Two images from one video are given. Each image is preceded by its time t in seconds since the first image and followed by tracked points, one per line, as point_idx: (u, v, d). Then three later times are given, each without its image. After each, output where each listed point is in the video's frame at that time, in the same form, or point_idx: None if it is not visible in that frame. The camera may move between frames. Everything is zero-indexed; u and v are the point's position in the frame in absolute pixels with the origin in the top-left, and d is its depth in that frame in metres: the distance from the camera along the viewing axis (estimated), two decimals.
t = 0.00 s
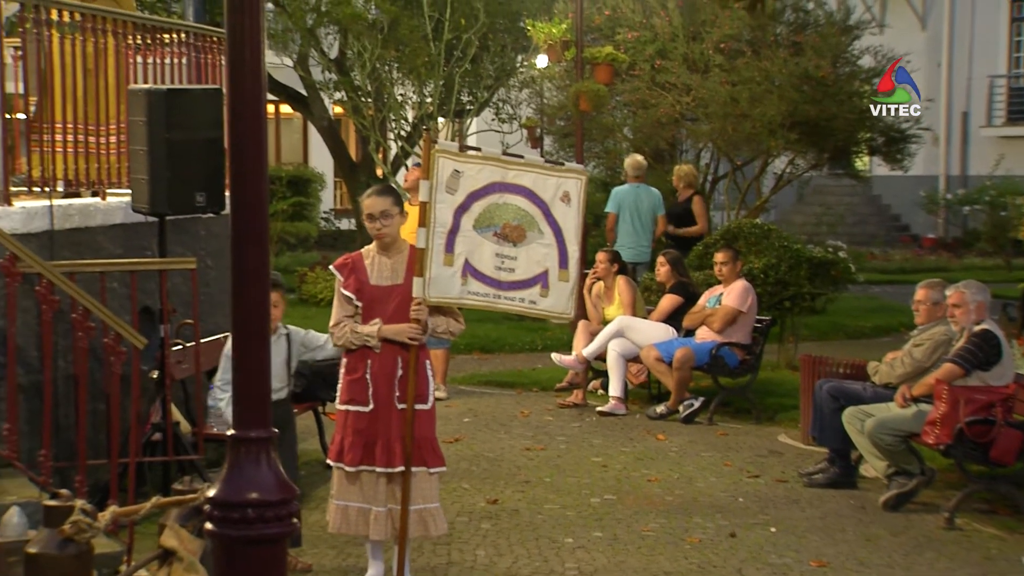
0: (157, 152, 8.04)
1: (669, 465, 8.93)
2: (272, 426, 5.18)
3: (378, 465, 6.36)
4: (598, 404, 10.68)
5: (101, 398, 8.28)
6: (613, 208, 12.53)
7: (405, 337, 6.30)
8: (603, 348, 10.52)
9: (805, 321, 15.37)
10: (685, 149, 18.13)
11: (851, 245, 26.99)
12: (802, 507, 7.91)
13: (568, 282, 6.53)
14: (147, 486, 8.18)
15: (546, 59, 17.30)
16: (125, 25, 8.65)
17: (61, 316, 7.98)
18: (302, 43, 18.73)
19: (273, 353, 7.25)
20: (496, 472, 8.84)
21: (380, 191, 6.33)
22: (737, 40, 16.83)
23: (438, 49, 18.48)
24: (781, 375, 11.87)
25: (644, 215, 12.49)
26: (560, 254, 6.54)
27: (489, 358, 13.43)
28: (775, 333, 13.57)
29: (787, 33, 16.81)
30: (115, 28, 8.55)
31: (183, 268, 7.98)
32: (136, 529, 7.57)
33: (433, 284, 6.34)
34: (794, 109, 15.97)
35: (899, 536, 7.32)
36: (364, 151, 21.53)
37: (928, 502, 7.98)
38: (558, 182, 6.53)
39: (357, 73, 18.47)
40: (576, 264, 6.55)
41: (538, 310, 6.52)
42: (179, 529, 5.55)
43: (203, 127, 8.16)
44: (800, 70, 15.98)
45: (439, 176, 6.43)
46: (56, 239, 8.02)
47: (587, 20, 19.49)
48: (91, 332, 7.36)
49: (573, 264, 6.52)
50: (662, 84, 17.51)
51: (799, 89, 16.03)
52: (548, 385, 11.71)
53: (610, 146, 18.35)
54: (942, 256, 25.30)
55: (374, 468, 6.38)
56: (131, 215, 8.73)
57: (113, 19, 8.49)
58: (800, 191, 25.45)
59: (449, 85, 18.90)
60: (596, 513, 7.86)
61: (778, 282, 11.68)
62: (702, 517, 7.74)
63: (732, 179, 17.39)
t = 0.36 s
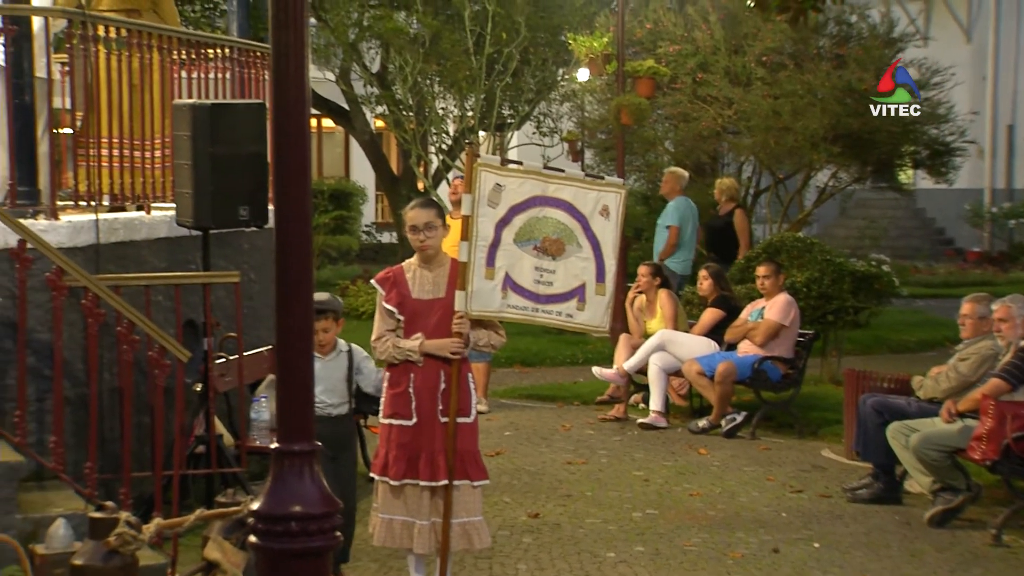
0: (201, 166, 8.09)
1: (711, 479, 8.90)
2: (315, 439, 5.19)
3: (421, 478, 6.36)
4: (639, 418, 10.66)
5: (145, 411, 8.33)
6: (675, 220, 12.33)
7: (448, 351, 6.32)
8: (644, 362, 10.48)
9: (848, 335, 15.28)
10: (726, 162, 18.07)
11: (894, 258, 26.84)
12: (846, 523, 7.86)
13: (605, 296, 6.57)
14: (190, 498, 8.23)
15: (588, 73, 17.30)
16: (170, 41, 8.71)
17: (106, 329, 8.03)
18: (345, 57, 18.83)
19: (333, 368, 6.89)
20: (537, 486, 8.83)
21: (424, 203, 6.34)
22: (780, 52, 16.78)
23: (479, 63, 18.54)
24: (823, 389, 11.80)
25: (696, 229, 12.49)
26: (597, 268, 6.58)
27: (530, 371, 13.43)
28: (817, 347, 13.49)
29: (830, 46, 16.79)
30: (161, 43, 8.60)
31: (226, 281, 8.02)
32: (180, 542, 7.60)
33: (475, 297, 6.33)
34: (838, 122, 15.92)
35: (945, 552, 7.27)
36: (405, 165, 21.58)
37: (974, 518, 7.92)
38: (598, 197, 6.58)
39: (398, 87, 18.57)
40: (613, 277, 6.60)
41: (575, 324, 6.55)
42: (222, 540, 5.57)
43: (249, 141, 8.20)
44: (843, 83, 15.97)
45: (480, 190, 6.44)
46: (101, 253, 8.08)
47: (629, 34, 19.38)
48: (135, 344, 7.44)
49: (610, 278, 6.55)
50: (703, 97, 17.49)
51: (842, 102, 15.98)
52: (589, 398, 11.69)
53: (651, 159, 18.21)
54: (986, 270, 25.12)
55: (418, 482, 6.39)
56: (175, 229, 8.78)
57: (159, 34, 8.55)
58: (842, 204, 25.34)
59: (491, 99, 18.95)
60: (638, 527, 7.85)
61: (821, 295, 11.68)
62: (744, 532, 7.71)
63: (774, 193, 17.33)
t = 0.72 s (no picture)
0: (245, 181, 8.13)
1: (754, 495, 8.85)
2: (359, 453, 5.20)
3: (464, 492, 6.37)
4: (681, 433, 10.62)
5: (190, 424, 8.37)
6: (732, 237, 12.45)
7: (491, 366, 6.32)
8: (687, 377, 10.46)
9: (892, 350, 15.18)
10: (769, 176, 17.95)
11: (939, 272, 26.63)
12: (891, 540, 7.81)
13: (644, 310, 6.57)
14: (234, 511, 8.26)
15: (630, 87, 17.27)
16: (215, 57, 8.77)
17: (151, 344, 8.07)
18: (386, 72, 18.90)
19: (384, 380, 6.94)
20: (580, 500, 8.82)
21: (460, 223, 6.33)
22: (823, 66, 16.70)
23: (521, 77, 18.56)
24: (868, 404, 11.72)
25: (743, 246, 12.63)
26: (636, 282, 6.59)
27: (572, 385, 13.41)
28: (861, 361, 13.41)
29: (874, 59, 16.73)
30: (206, 59, 8.65)
31: (269, 296, 8.06)
32: (224, 555, 7.64)
33: (517, 312, 6.33)
34: (882, 136, 15.88)
35: (992, 570, 7.20)
36: (446, 179, 21.61)
37: (1021, 536, 7.84)
38: (638, 211, 6.60)
39: (440, 102, 18.64)
40: (652, 291, 6.60)
41: (614, 338, 6.56)
42: (266, 555, 5.61)
43: (293, 156, 8.26)
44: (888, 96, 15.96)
45: (523, 205, 6.47)
46: (146, 267, 8.14)
47: (671, 48, 19.40)
48: (180, 359, 7.49)
49: (650, 291, 6.57)
50: (746, 111, 17.44)
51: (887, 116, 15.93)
52: (631, 413, 11.65)
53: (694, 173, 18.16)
54: None
55: (460, 496, 6.39)
56: (220, 244, 8.82)
57: (204, 50, 8.60)
58: (886, 218, 25.17)
59: (532, 113, 18.95)
60: (680, 543, 7.82)
61: (865, 310, 11.62)
62: (788, 548, 7.67)
63: (817, 207, 17.24)
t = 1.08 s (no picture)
0: (291, 199, 8.15)
1: (800, 512, 8.80)
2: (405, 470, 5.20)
3: (508, 508, 6.36)
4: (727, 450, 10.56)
5: (236, 439, 8.41)
6: (773, 254, 12.50)
7: (532, 382, 6.30)
8: (732, 394, 10.39)
9: (939, 367, 15.05)
10: (814, 192, 17.70)
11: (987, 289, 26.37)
12: (940, 559, 7.74)
13: (687, 325, 6.54)
14: (280, 527, 8.29)
15: (674, 101, 17.26)
16: (262, 74, 8.83)
17: (198, 359, 8.11)
18: (431, 88, 19.00)
19: (436, 396, 7.09)
20: (624, 517, 8.79)
21: (496, 243, 6.33)
22: (869, 82, 16.73)
23: (565, 93, 18.59)
24: (915, 421, 11.63)
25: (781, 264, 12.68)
26: (679, 296, 6.55)
27: (616, 401, 13.39)
28: (907, 379, 13.30)
29: (920, 75, 16.80)
30: (253, 77, 8.72)
31: (315, 311, 8.09)
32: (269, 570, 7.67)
33: (558, 327, 6.35)
34: (929, 151, 15.80)
35: None
36: (490, 194, 21.64)
37: None
38: (679, 225, 6.55)
39: (485, 117, 18.69)
40: (695, 305, 6.56)
41: (658, 353, 6.52)
42: (311, 570, 5.63)
43: (339, 173, 8.28)
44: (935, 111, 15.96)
45: (564, 221, 6.50)
46: (194, 283, 8.19)
47: (715, 63, 19.39)
48: (227, 374, 7.54)
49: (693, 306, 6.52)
50: (791, 126, 17.41)
51: (933, 131, 15.92)
52: (676, 429, 11.62)
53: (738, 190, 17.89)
54: None
55: (504, 512, 6.38)
56: (266, 259, 8.87)
57: (251, 67, 8.66)
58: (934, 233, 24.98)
59: (576, 129, 18.94)
60: (726, 561, 7.78)
61: (912, 327, 11.53)
62: (835, 567, 7.61)
63: (862, 222, 17.13)
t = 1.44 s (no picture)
0: (339, 217, 8.19)
1: (850, 531, 8.74)
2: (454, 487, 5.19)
3: (555, 526, 6.35)
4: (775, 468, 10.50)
5: (284, 455, 8.45)
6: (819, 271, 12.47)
7: (578, 400, 6.30)
8: (780, 412, 10.33)
9: (990, 385, 14.90)
10: (864, 209, 17.45)
11: None
12: None
13: (735, 341, 6.50)
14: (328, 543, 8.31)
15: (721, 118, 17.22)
16: (311, 92, 8.88)
17: (247, 376, 8.15)
18: (478, 106, 19.07)
19: (484, 413, 7.09)
20: (673, 535, 8.76)
21: (541, 261, 6.32)
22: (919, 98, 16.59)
23: (612, 110, 18.58)
24: (966, 440, 11.52)
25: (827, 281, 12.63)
26: (727, 311, 6.52)
27: (664, 418, 13.35)
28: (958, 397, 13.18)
29: (973, 91, 16.35)
30: (302, 94, 8.76)
31: (362, 328, 8.11)
32: None
33: (604, 344, 6.35)
34: (980, 168, 15.15)
35: None
36: (536, 211, 21.67)
37: None
38: (726, 241, 6.55)
39: (531, 134, 18.71)
40: (743, 320, 6.52)
41: (706, 369, 6.51)
42: None
43: (387, 190, 8.30)
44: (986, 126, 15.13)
45: (608, 237, 6.49)
46: (243, 300, 8.24)
47: (763, 79, 19.36)
48: (275, 391, 7.58)
49: (740, 322, 6.50)
50: (839, 143, 17.34)
51: (985, 147, 15.14)
52: (724, 446, 11.56)
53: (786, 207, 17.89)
54: None
55: (551, 530, 6.37)
56: (314, 276, 8.91)
57: (300, 85, 8.71)
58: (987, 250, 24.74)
59: (622, 145, 18.91)
60: None
61: (963, 344, 11.42)
62: None
63: (912, 239, 17.00)
